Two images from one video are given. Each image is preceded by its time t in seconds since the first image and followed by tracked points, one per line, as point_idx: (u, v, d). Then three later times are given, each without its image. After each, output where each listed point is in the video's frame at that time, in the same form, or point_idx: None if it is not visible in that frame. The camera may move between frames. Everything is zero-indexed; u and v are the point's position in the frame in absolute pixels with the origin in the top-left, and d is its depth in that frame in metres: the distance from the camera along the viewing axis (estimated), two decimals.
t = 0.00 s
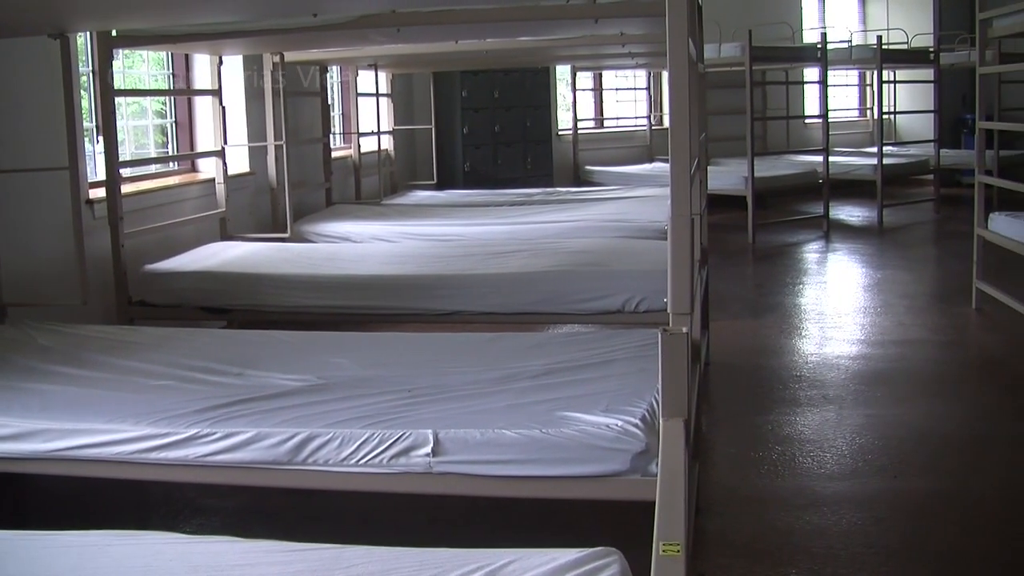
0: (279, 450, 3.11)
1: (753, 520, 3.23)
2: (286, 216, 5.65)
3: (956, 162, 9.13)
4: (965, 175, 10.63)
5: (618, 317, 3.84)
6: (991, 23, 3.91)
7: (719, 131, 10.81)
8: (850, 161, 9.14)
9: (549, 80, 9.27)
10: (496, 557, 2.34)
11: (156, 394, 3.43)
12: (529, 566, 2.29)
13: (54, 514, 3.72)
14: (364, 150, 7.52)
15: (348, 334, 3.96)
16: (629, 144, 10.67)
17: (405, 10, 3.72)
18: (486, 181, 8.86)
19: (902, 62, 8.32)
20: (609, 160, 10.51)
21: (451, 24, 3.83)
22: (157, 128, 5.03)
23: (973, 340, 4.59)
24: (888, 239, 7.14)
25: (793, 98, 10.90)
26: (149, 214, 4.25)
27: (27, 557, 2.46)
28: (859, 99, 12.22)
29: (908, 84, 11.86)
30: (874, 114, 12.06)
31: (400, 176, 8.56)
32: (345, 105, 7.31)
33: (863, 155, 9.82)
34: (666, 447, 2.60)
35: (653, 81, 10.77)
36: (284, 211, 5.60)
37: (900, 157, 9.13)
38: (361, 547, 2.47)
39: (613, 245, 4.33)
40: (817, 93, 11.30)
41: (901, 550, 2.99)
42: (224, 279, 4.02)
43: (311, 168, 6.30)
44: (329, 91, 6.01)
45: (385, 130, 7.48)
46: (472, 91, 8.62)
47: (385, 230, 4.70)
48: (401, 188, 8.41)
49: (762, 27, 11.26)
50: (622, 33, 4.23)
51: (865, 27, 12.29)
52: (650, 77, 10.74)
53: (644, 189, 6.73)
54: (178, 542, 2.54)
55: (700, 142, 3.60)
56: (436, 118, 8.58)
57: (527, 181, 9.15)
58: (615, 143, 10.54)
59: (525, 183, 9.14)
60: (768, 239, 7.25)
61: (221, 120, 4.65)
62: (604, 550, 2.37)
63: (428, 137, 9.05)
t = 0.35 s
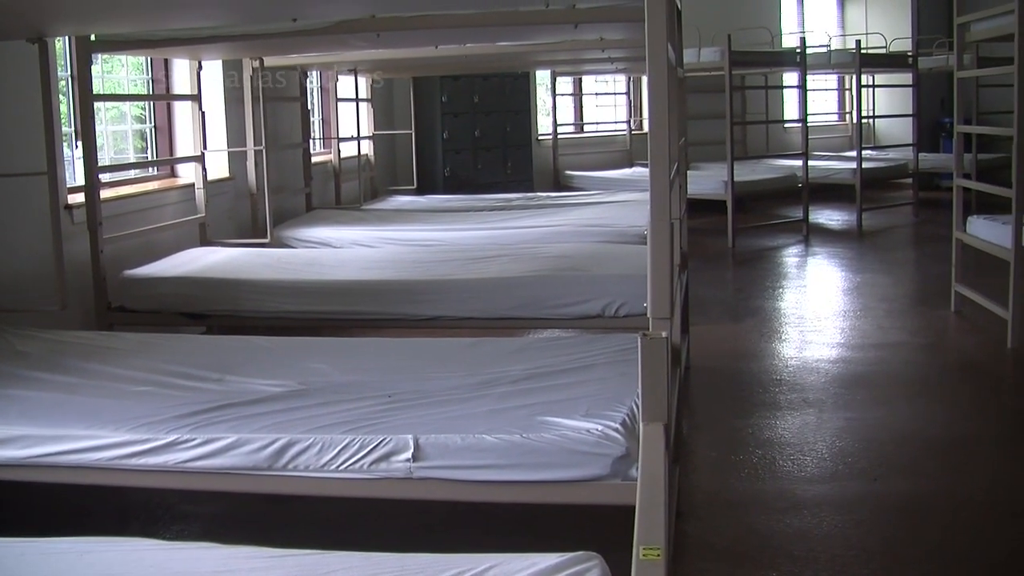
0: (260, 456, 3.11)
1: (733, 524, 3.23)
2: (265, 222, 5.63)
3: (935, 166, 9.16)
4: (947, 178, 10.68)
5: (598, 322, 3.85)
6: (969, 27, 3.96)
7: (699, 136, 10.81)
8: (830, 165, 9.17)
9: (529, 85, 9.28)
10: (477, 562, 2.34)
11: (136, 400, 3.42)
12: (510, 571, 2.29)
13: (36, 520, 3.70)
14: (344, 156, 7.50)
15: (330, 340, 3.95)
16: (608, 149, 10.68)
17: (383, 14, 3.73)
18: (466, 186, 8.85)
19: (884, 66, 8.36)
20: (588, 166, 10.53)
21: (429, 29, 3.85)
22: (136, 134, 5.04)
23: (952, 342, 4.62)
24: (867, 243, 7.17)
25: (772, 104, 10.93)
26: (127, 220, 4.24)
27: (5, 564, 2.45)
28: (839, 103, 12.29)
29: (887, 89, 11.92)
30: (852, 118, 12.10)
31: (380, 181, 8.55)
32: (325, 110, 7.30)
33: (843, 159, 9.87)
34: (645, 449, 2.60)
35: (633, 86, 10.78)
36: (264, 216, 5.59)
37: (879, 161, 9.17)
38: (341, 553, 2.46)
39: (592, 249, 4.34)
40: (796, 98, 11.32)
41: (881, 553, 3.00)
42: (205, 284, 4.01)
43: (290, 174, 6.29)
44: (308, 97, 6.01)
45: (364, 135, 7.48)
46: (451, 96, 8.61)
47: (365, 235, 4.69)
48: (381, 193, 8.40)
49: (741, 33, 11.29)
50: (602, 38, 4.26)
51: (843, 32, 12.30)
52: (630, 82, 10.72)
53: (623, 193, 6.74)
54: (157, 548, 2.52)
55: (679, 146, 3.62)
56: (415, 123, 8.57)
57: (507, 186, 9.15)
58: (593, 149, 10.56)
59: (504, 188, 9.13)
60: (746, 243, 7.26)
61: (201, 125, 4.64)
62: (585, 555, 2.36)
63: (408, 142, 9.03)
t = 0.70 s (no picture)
0: (237, 467, 3.09)
1: (712, 532, 3.23)
2: (243, 232, 5.62)
3: (913, 174, 9.21)
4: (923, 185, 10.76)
5: (576, 331, 3.85)
6: (945, 37, 4.01)
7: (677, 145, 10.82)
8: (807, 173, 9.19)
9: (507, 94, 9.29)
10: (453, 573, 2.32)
11: (113, 412, 3.40)
12: None
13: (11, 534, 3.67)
14: (321, 166, 7.48)
15: (308, 349, 3.94)
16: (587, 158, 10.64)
17: (361, 24, 3.75)
18: (444, 195, 8.83)
19: (863, 74, 8.41)
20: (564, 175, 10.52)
21: (405, 39, 3.86)
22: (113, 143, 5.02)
23: (929, 349, 4.64)
24: (845, 251, 7.18)
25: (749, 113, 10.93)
26: (103, 231, 4.23)
27: None
28: (816, 112, 12.36)
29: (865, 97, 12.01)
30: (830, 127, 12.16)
31: (358, 191, 8.53)
32: (302, 120, 7.29)
33: (821, 167, 9.90)
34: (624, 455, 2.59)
35: (610, 95, 10.77)
36: (241, 227, 5.58)
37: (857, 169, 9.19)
38: (318, 564, 2.45)
39: (570, 258, 4.33)
40: (773, 107, 11.42)
41: (861, 559, 3.00)
42: (182, 294, 4.00)
43: (267, 184, 6.27)
44: (285, 107, 6.00)
45: (342, 145, 7.46)
46: (429, 105, 8.60)
47: (342, 245, 4.67)
48: (358, 203, 8.38)
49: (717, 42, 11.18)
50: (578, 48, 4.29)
51: (822, 41, 12.54)
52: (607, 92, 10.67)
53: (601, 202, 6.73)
54: (134, 560, 2.49)
55: (657, 156, 3.62)
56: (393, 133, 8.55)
57: (485, 195, 9.13)
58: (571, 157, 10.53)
59: (482, 197, 9.12)
60: (724, 252, 7.27)
61: (178, 135, 4.62)
62: (561, 563, 2.34)
63: (386, 151, 9.00)
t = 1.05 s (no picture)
0: (217, 474, 3.07)
1: (692, 537, 3.23)
2: (221, 240, 5.61)
3: (890, 179, 9.26)
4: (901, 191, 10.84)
5: (556, 337, 3.85)
6: (922, 43, 4.06)
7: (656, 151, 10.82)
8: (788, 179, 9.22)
9: (486, 100, 9.30)
10: None
11: (92, 420, 3.38)
12: None
13: None
14: (300, 172, 7.46)
15: (288, 356, 3.92)
16: (566, 163, 10.64)
17: (340, 30, 3.76)
18: (424, 202, 8.81)
19: (842, 80, 8.47)
20: (546, 181, 10.52)
21: (384, 45, 3.88)
22: (91, 150, 5.02)
23: (906, 355, 4.65)
24: (825, 256, 7.20)
25: (728, 119, 10.97)
26: (81, 238, 4.22)
27: None
28: (794, 118, 12.41)
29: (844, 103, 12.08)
30: (809, 132, 12.21)
31: (337, 197, 8.51)
32: (282, 126, 7.28)
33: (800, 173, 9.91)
34: (604, 460, 2.58)
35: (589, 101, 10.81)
36: (220, 234, 5.56)
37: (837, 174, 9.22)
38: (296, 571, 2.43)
39: (549, 264, 4.33)
40: (751, 112, 11.48)
41: (841, 564, 3.00)
42: (162, 301, 3.98)
43: (247, 191, 6.25)
44: (265, 114, 5.99)
45: (321, 152, 7.45)
46: (408, 111, 8.59)
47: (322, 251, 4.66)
48: (337, 210, 8.36)
49: (695, 49, 11.19)
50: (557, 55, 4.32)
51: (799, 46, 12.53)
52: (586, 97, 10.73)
53: (580, 208, 6.74)
54: (113, 568, 2.47)
55: (636, 161, 3.62)
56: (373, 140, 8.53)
57: (464, 202, 9.12)
58: (552, 163, 10.54)
59: (462, 204, 9.10)
60: (704, 258, 7.28)
61: (157, 142, 4.61)
62: (541, 569, 2.33)
63: (366, 158, 8.98)
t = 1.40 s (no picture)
0: (198, 478, 3.06)
1: (674, 540, 3.23)
2: (203, 243, 5.60)
3: (872, 181, 9.30)
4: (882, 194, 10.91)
5: (539, 340, 3.85)
6: (903, 46, 4.08)
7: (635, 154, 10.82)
8: (769, 181, 9.25)
9: (468, 103, 9.30)
10: None
11: (73, 424, 3.37)
12: None
13: None
14: (282, 175, 7.46)
15: (271, 359, 3.91)
16: (548, 166, 10.64)
17: (322, 33, 3.77)
18: (405, 205, 8.80)
19: (823, 83, 8.50)
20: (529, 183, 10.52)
21: (365, 48, 3.88)
22: (71, 154, 5.01)
23: (889, 356, 4.67)
24: (807, 259, 7.22)
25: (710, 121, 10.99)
26: (61, 242, 4.21)
27: None
28: (776, 120, 12.45)
29: (825, 106, 12.13)
30: (791, 135, 12.26)
31: (318, 201, 8.49)
32: (262, 130, 7.27)
33: (781, 176, 9.96)
34: (586, 463, 2.58)
35: (571, 104, 10.82)
36: (202, 237, 5.55)
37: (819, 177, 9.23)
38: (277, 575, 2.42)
39: (531, 267, 4.33)
40: (733, 115, 11.51)
41: (824, 565, 3.00)
42: (144, 305, 3.97)
43: (228, 195, 6.24)
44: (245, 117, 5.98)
45: (303, 155, 7.43)
46: (390, 115, 8.57)
47: (304, 254, 4.65)
48: (319, 213, 8.34)
49: (677, 52, 11.22)
50: (536, 59, 4.34)
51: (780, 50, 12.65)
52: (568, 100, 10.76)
53: (562, 211, 6.74)
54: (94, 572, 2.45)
55: (617, 164, 3.62)
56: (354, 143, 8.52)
57: (446, 206, 9.11)
58: (535, 166, 10.55)
59: (444, 207, 9.09)
60: (685, 260, 7.29)
61: (138, 145, 4.60)
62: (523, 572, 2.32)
63: (348, 161, 8.97)
